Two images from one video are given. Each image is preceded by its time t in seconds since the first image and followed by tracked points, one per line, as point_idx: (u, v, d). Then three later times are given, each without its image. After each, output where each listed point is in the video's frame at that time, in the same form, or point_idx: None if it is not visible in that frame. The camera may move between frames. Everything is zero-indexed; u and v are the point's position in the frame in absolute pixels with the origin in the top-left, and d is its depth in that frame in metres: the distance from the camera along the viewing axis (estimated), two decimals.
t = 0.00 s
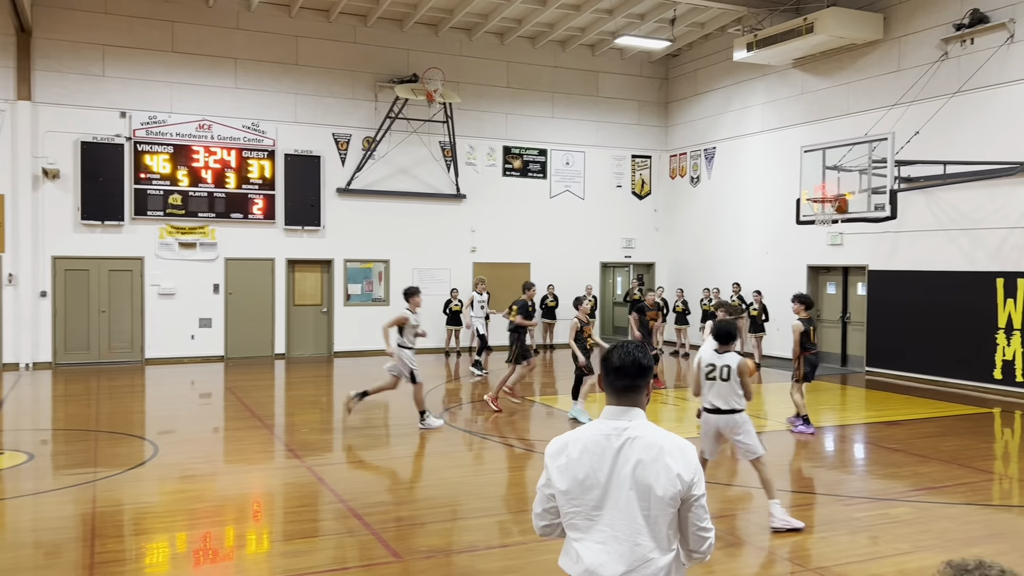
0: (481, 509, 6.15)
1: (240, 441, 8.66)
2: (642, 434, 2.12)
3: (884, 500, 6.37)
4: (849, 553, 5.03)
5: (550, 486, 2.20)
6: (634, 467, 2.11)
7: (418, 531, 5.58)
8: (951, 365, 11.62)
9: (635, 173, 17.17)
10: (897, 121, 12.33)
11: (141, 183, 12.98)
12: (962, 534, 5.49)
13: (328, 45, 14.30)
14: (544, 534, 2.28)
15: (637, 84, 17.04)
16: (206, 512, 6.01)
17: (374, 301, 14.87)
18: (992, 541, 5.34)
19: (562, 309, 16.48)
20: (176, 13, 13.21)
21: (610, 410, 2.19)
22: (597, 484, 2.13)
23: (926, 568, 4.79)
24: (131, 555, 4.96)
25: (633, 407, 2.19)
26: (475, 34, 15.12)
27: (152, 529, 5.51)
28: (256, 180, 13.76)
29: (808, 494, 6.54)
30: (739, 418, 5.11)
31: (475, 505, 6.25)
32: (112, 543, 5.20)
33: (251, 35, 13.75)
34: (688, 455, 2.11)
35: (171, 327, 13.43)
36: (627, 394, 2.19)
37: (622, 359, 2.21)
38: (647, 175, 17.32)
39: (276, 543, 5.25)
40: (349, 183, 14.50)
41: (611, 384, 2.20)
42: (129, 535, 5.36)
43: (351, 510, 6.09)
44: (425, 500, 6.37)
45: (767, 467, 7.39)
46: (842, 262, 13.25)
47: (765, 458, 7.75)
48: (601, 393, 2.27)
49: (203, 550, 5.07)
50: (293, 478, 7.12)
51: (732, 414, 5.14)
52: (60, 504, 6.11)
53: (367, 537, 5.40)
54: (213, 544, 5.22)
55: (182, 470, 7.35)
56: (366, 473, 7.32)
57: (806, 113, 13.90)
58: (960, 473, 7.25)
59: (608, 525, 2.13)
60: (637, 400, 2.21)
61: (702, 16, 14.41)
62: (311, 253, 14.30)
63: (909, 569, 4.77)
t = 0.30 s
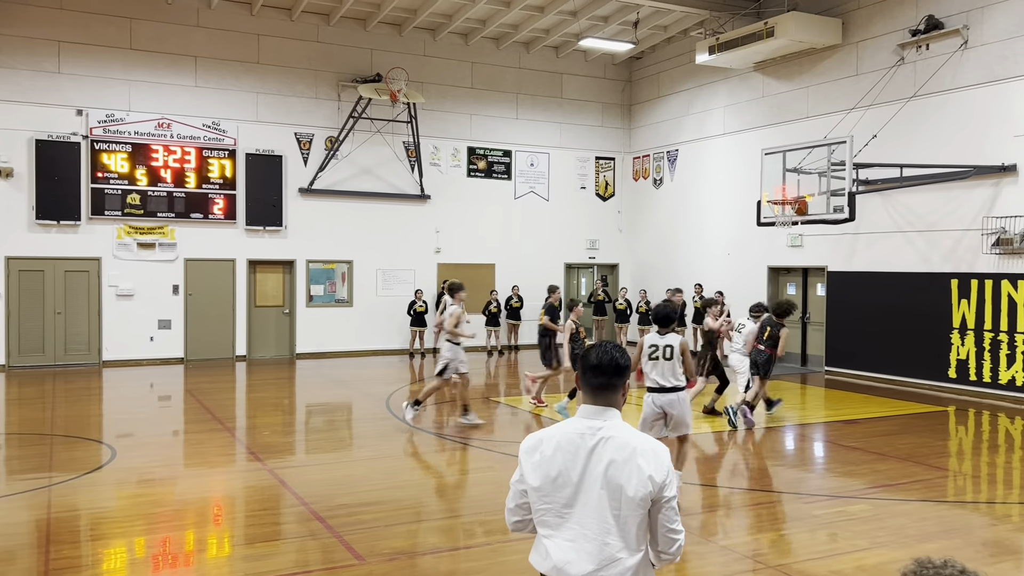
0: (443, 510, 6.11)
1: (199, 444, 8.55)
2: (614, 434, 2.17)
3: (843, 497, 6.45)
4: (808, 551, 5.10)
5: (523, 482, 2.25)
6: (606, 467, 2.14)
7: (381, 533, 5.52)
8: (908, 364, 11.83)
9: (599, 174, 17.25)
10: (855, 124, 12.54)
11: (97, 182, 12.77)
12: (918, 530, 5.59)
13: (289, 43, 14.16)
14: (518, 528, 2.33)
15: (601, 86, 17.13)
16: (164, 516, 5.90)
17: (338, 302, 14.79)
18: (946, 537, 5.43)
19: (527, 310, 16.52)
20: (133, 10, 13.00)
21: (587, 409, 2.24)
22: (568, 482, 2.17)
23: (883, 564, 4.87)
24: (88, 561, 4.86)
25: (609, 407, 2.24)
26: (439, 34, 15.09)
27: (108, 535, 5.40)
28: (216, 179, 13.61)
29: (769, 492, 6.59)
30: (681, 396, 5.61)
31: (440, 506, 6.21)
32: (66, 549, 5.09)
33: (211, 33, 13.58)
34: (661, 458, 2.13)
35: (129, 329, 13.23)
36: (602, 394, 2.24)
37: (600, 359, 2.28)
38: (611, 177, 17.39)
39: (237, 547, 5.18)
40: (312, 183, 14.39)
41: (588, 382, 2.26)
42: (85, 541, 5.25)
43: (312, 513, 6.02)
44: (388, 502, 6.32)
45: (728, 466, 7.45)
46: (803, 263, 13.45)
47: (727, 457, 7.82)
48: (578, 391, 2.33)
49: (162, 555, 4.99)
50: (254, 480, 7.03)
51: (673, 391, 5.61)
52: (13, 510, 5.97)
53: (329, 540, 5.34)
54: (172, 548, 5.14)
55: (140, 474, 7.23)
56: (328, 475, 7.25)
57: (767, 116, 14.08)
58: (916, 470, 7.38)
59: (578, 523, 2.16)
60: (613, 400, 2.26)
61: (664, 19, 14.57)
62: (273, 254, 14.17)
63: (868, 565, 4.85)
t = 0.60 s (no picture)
0: (420, 510, 6.09)
1: (173, 444, 8.48)
2: (592, 435, 2.17)
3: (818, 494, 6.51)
4: (783, 548, 5.14)
5: (502, 482, 2.26)
6: (584, 467, 2.15)
7: (358, 533, 5.50)
8: (881, 363, 11.95)
9: (577, 174, 17.30)
10: (830, 124, 12.66)
11: (70, 180, 12.63)
12: (891, 526, 5.65)
13: (265, 41, 14.06)
14: (498, 527, 2.35)
15: (579, 85, 17.17)
16: (137, 518, 5.84)
17: (314, 301, 14.72)
18: (918, 533, 5.50)
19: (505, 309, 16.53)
20: (106, 5, 12.85)
21: (566, 409, 2.25)
22: (546, 482, 2.18)
23: (857, 560, 4.91)
24: (60, 564, 4.81)
25: (587, 407, 2.24)
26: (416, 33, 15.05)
27: (81, 537, 5.34)
28: (191, 178, 13.52)
29: (744, 489, 6.63)
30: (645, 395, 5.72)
31: (417, 505, 6.19)
32: (38, 551, 5.02)
33: (186, 30, 13.45)
34: (639, 458, 2.14)
35: (102, 328, 13.09)
36: (580, 394, 2.24)
37: (578, 359, 2.28)
38: (588, 177, 17.45)
39: (212, 548, 5.14)
40: (288, 181, 14.32)
41: (566, 383, 2.26)
42: (57, 543, 5.19)
43: (288, 513, 5.98)
44: (365, 502, 6.29)
45: (704, 464, 7.48)
46: (778, 262, 13.57)
47: (702, 455, 7.86)
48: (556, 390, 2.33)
49: (136, 557, 4.95)
50: (230, 481, 6.98)
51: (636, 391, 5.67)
52: None
53: (306, 541, 5.31)
54: (146, 550, 5.09)
55: (113, 475, 7.15)
56: (303, 475, 7.20)
57: (743, 117, 14.19)
58: (888, 467, 7.46)
59: (556, 523, 2.18)
60: (592, 399, 2.27)
61: (641, 19, 14.65)
62: (248, 253, 14.08)
63: (842, 562, 4.90)
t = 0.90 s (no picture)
0: (408, 507, 6.09)
1: (160, 442, 8.44)
2: (579, 433, 2.18)
3: (805, 491, 6.54)
4: (770, 544, 5.17)
5: (490, 482, 2.27)
6: (570, 465, 2.16)
7: (346, 531, 5.49)
8: (868, 361, 12.03)
9: (565, 172, 17.32)
10: (817, 123, 12.72)
11: (55, 177, 12.57)
12: (877, 522, 5.69)
13: (252, 37, 14.01)
14: (487, 526, 2.35)
15: (568, 83, 17.19)
16: (124, 516, 5.82)
17: (302, 299, 14.68)
18: (904, 529, 5.54)
19: (494, 307, 16.54)
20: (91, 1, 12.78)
21: (551, 408, 2.25)
22: (534, 481, 2.19)
23: (844, 556, 4.95)
24: (46, 563, 4.79)
25: (573, 405, 2.25)
26: (404, 30, 15.04)
27: (67, 535, 5.32)
28: (178, 175, 13.46)
29: (732, 486, 6.66)
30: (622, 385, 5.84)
31: (406, 503, 6.19)
32: (24, 550, 5.00)
33: (173, 26, 13.39)
34: (625, 455, 2.15)
35: (89, 326, 13.03)
36: (565, 392, 2.25)
37: (562, 357, 2.29)
38: (577, 175, 17.48)
39: (200, 546, 5.13)
40: (276, 178, 14.29)
41: (551, 382, 2.26)
42: (43, 542, 5.17)
43: (277, 511, 5.97)
44: (353, 500, 6.28)
45: (693, 462, 7.51)
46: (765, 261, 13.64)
47: (691, 452, 7.89)
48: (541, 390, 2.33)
49: (123, 555, 4.93)
50: (218, 479, 6.95)
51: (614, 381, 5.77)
52: None
53: (294, 539, 5.31)
54: (134, 548, 5.08)
55: (99, 473, 7.12)
56: (291, 473, 7.19)
57: (731, 115, 14.24)
58: (875, 464, 7.51)
59: (544, 522, 2.18)
60: (577, 398, 2.27)
61: (630, 17, 14.70)
62: (235, 250, 14.03)
63: (829, 557, 4.93)
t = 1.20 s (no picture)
0: (403, 505, 6.09)
1: (155, 440, 8.43)
2: (570, 434, 2.17)
3: (800, 488, 6.56)
4: (764, 540, 5.18)
5: (483, 483, 2.26)
6: (564, 466, 2.15)
7: (341, 528, 5.49)
8: (862, 358, 12.05)
9: (561, 169, 17.31)
10: (812, 120, 12.74)
11: (49, 173, 12.54)
12: (872, 519, 5.71)
13: (247, 34, 13.97)
14: (482, 524, 2.36)
15: (563, 79, 17.18)
16: (118, 514, 5.81)
17: (297, 296, 14.67)
18: (898, 525, 5.56)
19: (489, 304, 16.54)
20: None
21: (541, 408, 2.23)
22: (527, 482, 2.19)
23: (838, 552, 4.96)
24: (40, 560, 4.78)
25: (562, 404, 2.23)
26: (399, 27, 15.02)
27: (61, 533, 5.31)
28: (173, 171, 13.42)
29: (727, 483, 6.67)
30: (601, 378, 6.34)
31: (401, 500, 6.19)
32: (18, 548, 4.99)
33: (167, 22, 13.35)
34: (618, 454, 2.14)
35: (83, 323, 13.00)
36: (556, 392, 2.22)
37: (550, 356, 2.25)
38: (572, 172, 17.47)
39: (195, 544, 5.13)
40: (271, 175, 14.26)
41: (540, 383, 2.23)
42: (37, 540, 5.16)
43: (272, 509, 5.97)
44: (348, 497, 6.28)
45: (687, 458, 7.52)
46: (760, 258, 13.66)
47: (686, 449, 7.90)
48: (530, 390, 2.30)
49: (118, 553, 4.93)
50: (213, 476, 6.94)
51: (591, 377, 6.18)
52: None
53: (289, 536, 5.31)
54: (128, 546, 5.08)
55: (93, 471, 7.10)
56: (286, 470, 7.18)
57: (726, 112, 14.25)
58: (869, 461, 7.53)
59: (539, 522, 2.18)
60: (567, 397, 2.25)
61: (626, 14, 14.72)
62: (229, 247, 14.01)
63: (823, 554, 4.94)
